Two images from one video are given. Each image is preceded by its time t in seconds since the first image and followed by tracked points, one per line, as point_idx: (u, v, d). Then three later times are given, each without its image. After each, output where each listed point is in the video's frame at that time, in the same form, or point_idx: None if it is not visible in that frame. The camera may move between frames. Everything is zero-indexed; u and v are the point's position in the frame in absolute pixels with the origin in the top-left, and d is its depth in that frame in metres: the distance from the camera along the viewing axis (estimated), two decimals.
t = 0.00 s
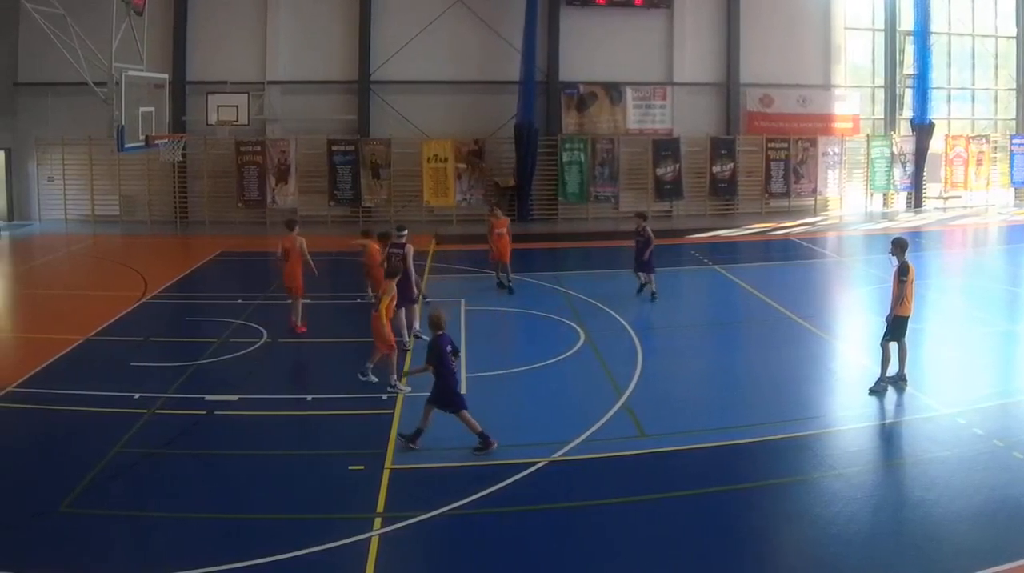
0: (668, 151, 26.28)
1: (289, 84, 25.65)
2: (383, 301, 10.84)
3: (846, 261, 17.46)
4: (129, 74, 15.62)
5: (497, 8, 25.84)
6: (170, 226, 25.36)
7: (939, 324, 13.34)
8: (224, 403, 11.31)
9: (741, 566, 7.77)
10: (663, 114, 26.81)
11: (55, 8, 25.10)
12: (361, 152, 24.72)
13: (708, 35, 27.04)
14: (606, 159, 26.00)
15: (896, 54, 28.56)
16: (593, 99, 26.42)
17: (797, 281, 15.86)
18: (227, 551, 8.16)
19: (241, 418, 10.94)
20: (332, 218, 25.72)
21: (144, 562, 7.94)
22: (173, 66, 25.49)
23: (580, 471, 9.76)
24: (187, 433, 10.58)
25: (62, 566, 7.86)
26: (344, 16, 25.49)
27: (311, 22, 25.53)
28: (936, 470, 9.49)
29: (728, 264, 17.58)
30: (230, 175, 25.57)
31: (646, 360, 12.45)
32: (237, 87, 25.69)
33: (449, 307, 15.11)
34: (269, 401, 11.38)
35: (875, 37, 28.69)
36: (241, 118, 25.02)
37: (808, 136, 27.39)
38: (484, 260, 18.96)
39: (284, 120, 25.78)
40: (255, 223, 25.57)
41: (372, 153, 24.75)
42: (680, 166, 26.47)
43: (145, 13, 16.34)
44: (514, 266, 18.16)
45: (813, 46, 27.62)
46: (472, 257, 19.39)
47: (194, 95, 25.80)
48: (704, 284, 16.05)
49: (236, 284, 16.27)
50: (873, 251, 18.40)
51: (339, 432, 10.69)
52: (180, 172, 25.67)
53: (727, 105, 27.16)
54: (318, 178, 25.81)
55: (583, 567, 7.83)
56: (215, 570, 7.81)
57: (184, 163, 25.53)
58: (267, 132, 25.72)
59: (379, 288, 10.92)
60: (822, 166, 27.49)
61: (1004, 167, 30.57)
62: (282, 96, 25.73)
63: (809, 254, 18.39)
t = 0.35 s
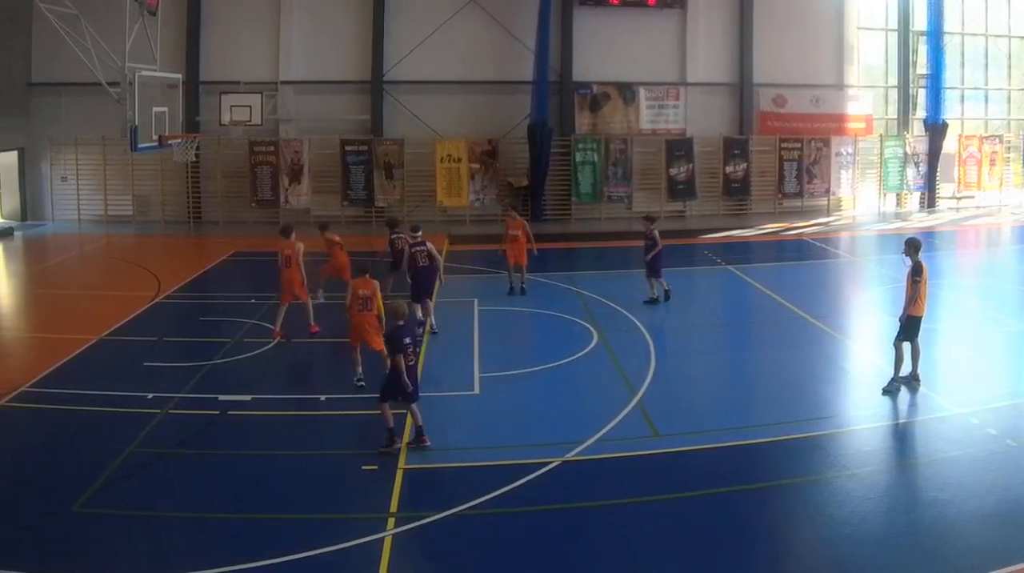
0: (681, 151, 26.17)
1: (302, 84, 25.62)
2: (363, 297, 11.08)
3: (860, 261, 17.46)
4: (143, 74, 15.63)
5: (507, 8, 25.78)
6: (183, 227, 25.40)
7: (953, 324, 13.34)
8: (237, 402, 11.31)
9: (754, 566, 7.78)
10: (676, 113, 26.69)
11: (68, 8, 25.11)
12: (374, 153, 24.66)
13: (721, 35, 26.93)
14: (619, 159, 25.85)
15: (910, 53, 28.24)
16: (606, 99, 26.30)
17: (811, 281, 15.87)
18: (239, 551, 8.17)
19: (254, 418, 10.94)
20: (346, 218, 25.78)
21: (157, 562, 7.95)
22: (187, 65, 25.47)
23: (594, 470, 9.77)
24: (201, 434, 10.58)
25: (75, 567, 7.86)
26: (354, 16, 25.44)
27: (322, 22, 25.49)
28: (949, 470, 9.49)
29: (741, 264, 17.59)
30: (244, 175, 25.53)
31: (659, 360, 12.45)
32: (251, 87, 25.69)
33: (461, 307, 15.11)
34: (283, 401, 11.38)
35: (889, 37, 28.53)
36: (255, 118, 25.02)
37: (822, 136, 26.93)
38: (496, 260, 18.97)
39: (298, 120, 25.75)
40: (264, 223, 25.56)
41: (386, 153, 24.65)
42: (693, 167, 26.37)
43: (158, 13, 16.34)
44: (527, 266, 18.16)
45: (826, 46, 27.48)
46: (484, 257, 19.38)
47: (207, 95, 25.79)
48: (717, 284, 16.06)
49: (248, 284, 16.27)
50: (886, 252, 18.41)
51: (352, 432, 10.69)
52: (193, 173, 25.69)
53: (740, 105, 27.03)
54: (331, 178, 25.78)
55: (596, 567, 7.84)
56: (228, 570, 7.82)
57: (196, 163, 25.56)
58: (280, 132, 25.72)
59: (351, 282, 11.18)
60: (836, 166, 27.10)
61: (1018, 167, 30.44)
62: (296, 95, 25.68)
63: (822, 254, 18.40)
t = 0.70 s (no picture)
0: (694, 151, 26.03)
1: (316, 85, 25.58)
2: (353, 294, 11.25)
3: (873, 261, 17.44)
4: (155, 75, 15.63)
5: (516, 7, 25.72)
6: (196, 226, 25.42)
7: (967, 324, 13.33)
8: (250, 402, 11.32)
9: (767, 566, 7.78)
10: (689, 114, 26.50)
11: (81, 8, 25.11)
12: (388, 153, 24.65)
13: (735, 35, 26.70)
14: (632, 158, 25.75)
15: (922, 54, 28.11)
16: (620, 99, 26.15)
17: (824, 281, 15.86)
18: (251, 552, 8.16)
19: (267, 418, 10.94)
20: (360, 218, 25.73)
21: (170, 562, 7.95)
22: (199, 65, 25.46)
23: (608, 470, 9.77)
24: (213, 434, 10.58)
25: (88, 566, 7.86)
26: (363, 16, 25.41)
27: (333, 23, 25.46)
28: (962, 470, 9.49)
29: (754, 264, 17.58)
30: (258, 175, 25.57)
31: (672, 360, 12.46)
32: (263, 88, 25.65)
33: (474, 307, 15.12)
34: (296, 401, 11.38)
35: (901, 37, 28.42)
36: (269, 118, 25.30)
37: (834, 136, 26.77)
38: (508, 260, 18.97)
39: (311, 120, 25.70)
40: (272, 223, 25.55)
41: (399, 153, 24.69)
42: (706, 167, 26.21)
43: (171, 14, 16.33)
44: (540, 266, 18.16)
45: (838, 46, 27.23)
46: (496, 257, 19.37)
47: (220, 95, 25.75)
48: (729, 284, 16.05)
49: (261, 284, 16.27)
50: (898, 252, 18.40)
51: (365, 432, 10.69)
52: (206, 173, 25.69)
53: (753, 106, 26.83)
54: (344, 178, 25.71)
55: (609, 567, 7.84)
56: (240, 570, 7.83)
57: (209, 163, 25.54)
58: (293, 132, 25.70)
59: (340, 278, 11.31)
60: (849, 166, 26.92)
61: None
62: (310, 95, 25.65)
63: (835, 254, 18.38)
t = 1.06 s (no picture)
0: (708, 151, 25.87)
1: (329, 84, 25.57)
2: (337, 288, 11.86)
3: (886, 261, 17.45)
4: (168, 75, 15.64)
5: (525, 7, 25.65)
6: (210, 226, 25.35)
7: (981, 324, 13.34)
8: (263, 402, 11.32)
9: (782, 566, 7.78)
10: (702, 113, 26.41)
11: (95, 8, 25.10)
12: (401, 152, 24.63)
13: (748, 35, 26.58)
14: (646, 158, 25.70)
15: (935, 54, 27.86)
16: (633, 100, 26.08)
17: (836, 281, 15.88)
18: (266, 552, 8.16)
19: (281, 418, 10.94)
20: (374, 218, 25.71)
21: (184, 563, 7.94)
22: (213, 66, 25.47)
23: (623, 470, 9.77)
24: (227, 433, 10.58)
25: (103, 566, 7.86)
26: (372, 15, 25.37)
27: (344, 23, 25.41)
28: (976, 469, 9.49)
29: (767, 264, 17.59)
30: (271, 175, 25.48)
31: (685, 360, 12.46)
32: (277, 88, 25.63)
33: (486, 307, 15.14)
34: (309, 401, 11.39)
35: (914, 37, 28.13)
36: (282, 118, 25.54)
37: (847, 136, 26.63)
38: (520, 260, 18.99)
39: (324, 120, 25.68)
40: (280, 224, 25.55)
41: (412, 154, 24.68)
42: (720, 167, 26.10)
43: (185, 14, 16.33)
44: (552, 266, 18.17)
45: (851, 46, 27.07)
46: (508, 258, 19.36)
47: (233, 95, 25.76)
48: (741, 284, 16.06)
49: (274, 284, 16.29)
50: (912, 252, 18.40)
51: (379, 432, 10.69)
52: (220, 172, 25.62)
53: (766, 105, 26.70)
54: (359, 179, 25.69)
55: (624, 567, 7.84)
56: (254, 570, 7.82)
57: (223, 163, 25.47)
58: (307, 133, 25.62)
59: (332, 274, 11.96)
60: (862, 166, 26.69)
61: None
62: (322, 95, 25.65)
63: (848, 254, 18.39)
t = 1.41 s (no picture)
0: (721, 151, 25.89)
1: (342, 84, 25.53)
2: (322, 285, 11.73)
3: (899, 261, 17.44)
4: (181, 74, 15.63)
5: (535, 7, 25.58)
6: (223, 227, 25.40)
7: (995, 324, 13.33)
8: (277, 402, 11.32)
9: (795, 566, 7.78)
10: (716, 114, 26.30)
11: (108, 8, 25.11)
12: (414, 152, 24.68)
13: (761, 34, 26.44)
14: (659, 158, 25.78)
15: (949, 54, 27.64)
16: (646, 99, 26.03)
17: (850, 281, 15.86)
18: (279, 552, 8.16)
19: (295, 418, 10.94)
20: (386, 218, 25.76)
21: (197, 562, 7.94)
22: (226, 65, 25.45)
23: (638, 470, 9.77)
24: (241, 433, 10.58)
25: (117, 566, 7.86)
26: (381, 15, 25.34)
27: (355, 23, 25.39)
28: (990, 469, 9.48)
29: (780, 264, 17.58)
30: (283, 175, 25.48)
31: (699, 360, 12.45)
32: (291, 87, 25.60)
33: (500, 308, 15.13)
34: (322, 401, 11.39)
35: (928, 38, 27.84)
36: (295, 118, 25.48)
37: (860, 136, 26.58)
38: (532, 260, 18.99)
39: (337, 120, 25.65)
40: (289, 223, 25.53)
41: (425, 154, 24.71)
42: (733, 167, 26.07)
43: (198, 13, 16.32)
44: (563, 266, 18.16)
45: (865, 46, 26.88)
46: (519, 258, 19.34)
47: (247, 95, 25.75)
48: (754, 284, 16.06)
49: (287, 283, 16.28)
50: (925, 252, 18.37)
51: (393, 432, 10.68)
52: (233, 173, 25.66)
53: (780, 105, 26.55)
54: (373, 179, 25.67)
55: (639, 567, 7.84)
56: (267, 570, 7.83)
57: (236, 163, 25.52)
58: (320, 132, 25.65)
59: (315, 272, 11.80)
60: (875, 166, 26.63)
61: None
62: (335, 95, 25.63)
63: (862, 254, 18.37)
